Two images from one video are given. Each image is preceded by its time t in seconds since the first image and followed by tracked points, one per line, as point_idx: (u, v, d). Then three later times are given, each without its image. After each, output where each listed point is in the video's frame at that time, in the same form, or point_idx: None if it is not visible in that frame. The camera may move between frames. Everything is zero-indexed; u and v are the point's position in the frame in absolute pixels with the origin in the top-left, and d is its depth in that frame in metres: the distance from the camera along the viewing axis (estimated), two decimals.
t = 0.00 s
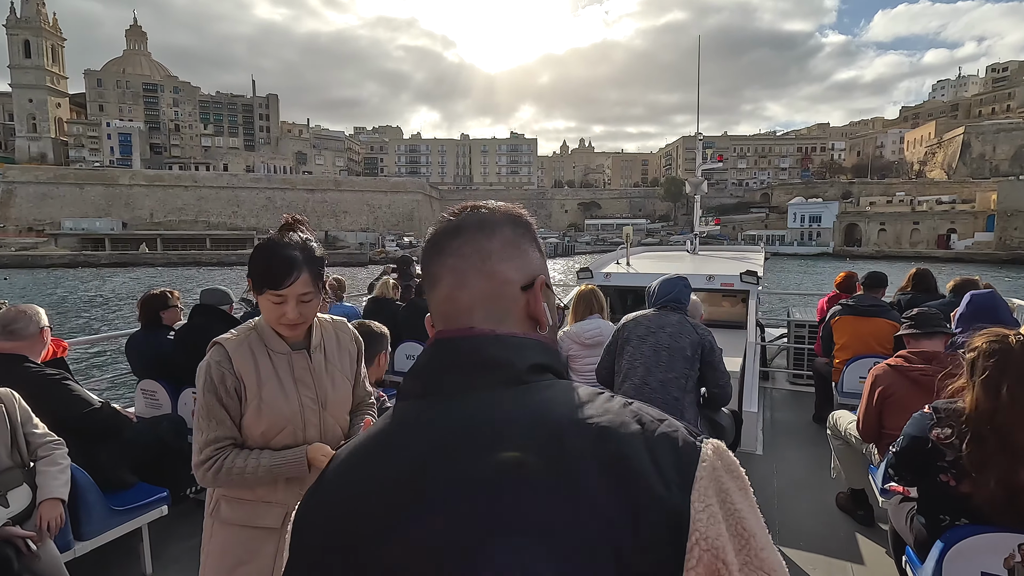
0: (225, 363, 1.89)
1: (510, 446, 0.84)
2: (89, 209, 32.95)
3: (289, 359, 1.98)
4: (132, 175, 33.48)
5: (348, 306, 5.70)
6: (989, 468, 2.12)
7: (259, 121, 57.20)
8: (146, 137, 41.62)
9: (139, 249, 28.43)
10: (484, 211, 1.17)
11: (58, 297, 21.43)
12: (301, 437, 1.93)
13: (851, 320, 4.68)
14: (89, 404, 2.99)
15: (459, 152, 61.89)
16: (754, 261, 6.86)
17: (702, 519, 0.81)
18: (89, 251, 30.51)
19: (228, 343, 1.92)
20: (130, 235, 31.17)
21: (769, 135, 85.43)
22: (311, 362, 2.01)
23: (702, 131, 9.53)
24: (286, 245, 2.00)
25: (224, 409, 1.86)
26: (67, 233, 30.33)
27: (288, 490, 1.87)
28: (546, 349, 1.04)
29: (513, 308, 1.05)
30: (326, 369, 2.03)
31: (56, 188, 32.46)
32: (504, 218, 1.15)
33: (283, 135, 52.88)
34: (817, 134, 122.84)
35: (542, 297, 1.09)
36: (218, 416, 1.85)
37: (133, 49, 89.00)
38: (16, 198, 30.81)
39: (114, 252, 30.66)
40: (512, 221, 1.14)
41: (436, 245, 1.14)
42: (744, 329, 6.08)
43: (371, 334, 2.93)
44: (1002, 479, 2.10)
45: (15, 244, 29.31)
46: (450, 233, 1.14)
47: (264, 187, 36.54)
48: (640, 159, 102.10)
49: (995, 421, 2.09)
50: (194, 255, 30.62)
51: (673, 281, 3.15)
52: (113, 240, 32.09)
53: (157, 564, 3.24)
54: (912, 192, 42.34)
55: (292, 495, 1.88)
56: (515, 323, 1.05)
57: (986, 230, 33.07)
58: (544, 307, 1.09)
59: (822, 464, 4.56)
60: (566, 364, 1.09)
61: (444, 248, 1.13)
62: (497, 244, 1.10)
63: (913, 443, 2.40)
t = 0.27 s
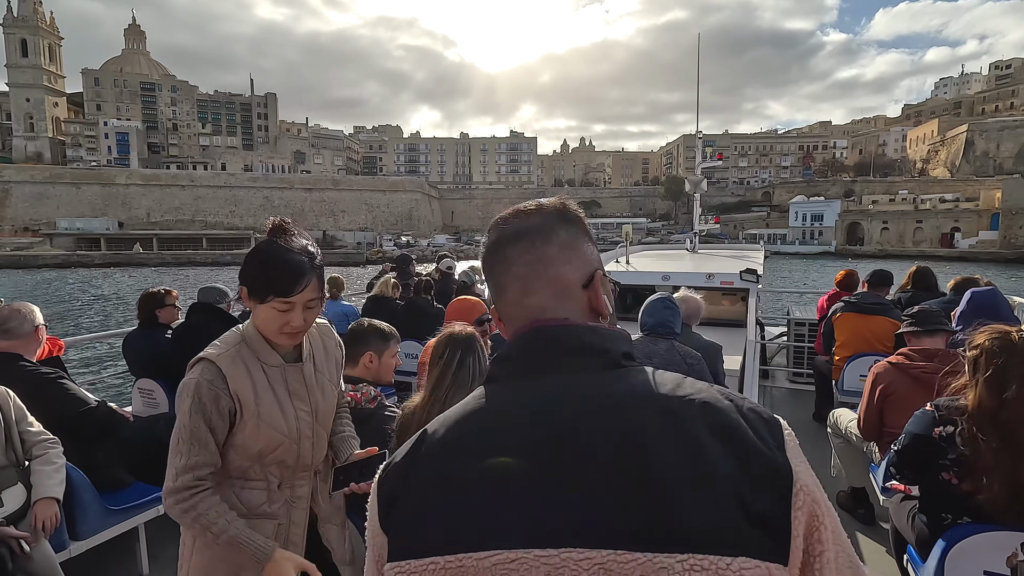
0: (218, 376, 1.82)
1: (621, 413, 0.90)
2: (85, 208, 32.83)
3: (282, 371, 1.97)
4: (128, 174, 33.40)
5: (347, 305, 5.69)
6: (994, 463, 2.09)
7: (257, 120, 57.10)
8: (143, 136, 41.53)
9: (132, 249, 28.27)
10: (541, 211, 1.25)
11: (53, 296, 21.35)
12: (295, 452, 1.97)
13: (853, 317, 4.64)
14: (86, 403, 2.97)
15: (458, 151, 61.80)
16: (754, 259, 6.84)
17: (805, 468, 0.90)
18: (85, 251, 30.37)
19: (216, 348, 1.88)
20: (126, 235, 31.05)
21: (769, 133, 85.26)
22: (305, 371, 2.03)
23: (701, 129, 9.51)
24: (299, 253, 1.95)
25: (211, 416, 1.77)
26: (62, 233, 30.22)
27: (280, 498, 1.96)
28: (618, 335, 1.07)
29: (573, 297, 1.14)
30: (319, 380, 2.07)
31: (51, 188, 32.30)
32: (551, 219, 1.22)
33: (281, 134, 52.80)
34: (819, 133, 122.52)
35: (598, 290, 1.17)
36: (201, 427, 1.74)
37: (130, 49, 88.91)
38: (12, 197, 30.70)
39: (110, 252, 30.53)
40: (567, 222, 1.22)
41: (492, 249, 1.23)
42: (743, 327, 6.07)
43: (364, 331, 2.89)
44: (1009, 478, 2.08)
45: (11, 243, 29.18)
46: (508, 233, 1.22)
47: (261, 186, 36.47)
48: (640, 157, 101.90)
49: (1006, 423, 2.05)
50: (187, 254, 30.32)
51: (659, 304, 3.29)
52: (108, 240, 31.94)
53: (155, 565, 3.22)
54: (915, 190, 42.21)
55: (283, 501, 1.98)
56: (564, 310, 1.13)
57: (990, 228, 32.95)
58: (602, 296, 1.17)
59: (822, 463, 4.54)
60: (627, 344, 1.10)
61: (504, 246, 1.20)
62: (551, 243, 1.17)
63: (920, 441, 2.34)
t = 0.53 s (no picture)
0: (250, 417, 1.79)
1: (709, 391, 0.99)
2: (81, 208, 32.76)
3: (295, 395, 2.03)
4: (124, 174, 33.33)
5: (346, 303, 5.69)
6: (998, 458, 2.06)
7: (255, 119, 56.99)
8: (141, 136, 41.51)
9: (127, 248, 28.20)
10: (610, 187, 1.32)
11: (49, 296, 21.30)
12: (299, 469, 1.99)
13: (852, 314, 4.60)
14: (81, 401, 2.97)
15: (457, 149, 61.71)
16: (753, 257, 6.84)
17: (858, 445, 1.03)
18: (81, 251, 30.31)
19: (240, 388, 1.80)
20: (122, 234, 30.98)
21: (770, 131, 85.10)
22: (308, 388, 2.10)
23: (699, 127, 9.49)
24: (290, 264, 2.01)
25: (244, 467, 1.75)
26: (59, 232, 30.17)
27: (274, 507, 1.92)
28: (680, 321, 1.17)
29: (641, 287, 1.22)
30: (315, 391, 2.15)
31: (47, 188, 32.16)
32: (611, 194, 1.29)
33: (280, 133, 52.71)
34: (821, 131, 122.21)
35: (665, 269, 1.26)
36: (234, 481, 1.73)
37: (128, 49, 88.83)
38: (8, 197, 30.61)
39: (106, 252, 30.49)
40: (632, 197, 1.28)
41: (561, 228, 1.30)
42: (741, 324, 6.05)
43: (368, 329, 2.85)
44: (1010, 472, 2.04)
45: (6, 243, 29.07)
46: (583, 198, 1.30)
47: (259, 186, 36.43)
48: (640, 156, 101.74)
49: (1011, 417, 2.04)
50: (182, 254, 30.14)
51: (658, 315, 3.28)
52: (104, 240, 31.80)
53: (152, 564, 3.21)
54: (918, 188, 42.12)
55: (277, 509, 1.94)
56: (634, 289, 1.21)
57: (994, 226, 32.86)
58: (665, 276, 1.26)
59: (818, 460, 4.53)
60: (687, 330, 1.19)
61: (576, 225, 1.27)
62: (629, 222, 1.24)
63: (919, 437, 2.32)
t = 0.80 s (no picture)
0: (262, 405, 1.76)
1: (719, 378, 1.01)
2: (77, 208, 32.66)
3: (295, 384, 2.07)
4: (120, 173, 33.27)
5: (342, 300, 5.67)
6: (996, 453, 2.07)
7: (253, 118, 56.88)
8: (138, 135, 41.44)
9: (121, 248, 28.05)
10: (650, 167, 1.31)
11: (44, 295, 21.23)
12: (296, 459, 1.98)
13: (850, 311, 4.57)
14: (74, 398, 2.94)
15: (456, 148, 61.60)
16: (750, 253, 6.80)
17: (849, 441, 1.04)
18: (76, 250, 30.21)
19: (254, 371, 1.79)
20: (118, 234, 30.88)
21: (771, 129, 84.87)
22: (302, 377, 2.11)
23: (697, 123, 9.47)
24: (282, 254, 1.99)
25: (243, 447, 1.70)
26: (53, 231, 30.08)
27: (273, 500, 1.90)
28: (698, 304, 1.16)
29: (669, 269, 1.22)
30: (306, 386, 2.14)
31: (41, 187, 32.02)
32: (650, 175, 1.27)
33: (278, 132, 52.65)
34: (822, 129, 121.90)
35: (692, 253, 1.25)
36: (227, 453, 1.68)
37: (126, 47, 88.65)
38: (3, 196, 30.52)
39: (102, 252, 30.41)
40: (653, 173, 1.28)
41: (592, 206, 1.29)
42: (739, 321, 6.01)
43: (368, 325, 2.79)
44: (1009, 467, 2.06)
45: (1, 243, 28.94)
46: (612, 179, 1.28)
47: (256, 185, 36.35)
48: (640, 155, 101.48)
49: (1014, 413, 2.04)
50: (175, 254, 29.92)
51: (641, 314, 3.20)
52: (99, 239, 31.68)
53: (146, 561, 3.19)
54: (921, 186, 41.97)
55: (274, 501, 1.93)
56: (664, 276, 1.21)
57: (997, 225, 32.71)
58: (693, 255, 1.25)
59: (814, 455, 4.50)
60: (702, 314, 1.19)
61: (605, 207, 1.26)
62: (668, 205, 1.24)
63: (915, 432, 2.38)
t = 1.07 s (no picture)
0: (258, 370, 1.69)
1: (667, 399, 1.06)
2: (73, 207, 32.56)
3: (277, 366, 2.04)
4: (117, 172, 33.19)
5: (339, 298, 5.66)
6: (991, 446, 2.09)
7: (251, 117, 56.80)
8: (135, 134, 41.35)
9: (116, 247, 27.89)
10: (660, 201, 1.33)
11: (39, 295, 21.14)
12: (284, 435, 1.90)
13: (848, 308, 4.55)
14: (73, 396, 2.91)
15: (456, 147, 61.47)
16: (748, 250, 6.77)
17: (769, 466, 1.06)
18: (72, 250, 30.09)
19: (247, 347, 1.71)
20: (114, 233, 30.76)
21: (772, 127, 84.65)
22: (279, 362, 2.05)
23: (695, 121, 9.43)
24: (264, 244, 1.90)
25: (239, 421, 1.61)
26: (48, 231, 29.94)
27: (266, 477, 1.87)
28: (675, 329, 1.20)
29: (661, 296, 1.26)
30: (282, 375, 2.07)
31: (36, 186, 31.86)
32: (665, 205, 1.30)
33: (276, 131, 52.59)
34: (824, 127, 121.57)
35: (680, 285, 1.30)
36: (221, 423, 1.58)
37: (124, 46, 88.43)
38: None
39: (98, 251, 30.30)
40: (662, 199, 1.31)
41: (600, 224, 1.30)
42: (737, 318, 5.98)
43: (367, 322, 2.73)
44: (1007, 461, 2.07)
45: None
46: (622, 203, 1.30)
47: (253, 184, 36.29)
48: (641, 153, 101.19)
49: (1012, 407, 2.05)
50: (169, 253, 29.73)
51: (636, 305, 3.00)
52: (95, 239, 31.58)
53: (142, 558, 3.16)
54: (923, 184, 41.78)
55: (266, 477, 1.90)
56: (654, 301, 1.25)
57: (1001, 223, 32.56)
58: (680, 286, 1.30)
59: (812, 452, 4.47)
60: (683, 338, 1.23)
61: (610, 231, 1.28)
62: (670, 234, 1.27)
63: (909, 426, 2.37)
